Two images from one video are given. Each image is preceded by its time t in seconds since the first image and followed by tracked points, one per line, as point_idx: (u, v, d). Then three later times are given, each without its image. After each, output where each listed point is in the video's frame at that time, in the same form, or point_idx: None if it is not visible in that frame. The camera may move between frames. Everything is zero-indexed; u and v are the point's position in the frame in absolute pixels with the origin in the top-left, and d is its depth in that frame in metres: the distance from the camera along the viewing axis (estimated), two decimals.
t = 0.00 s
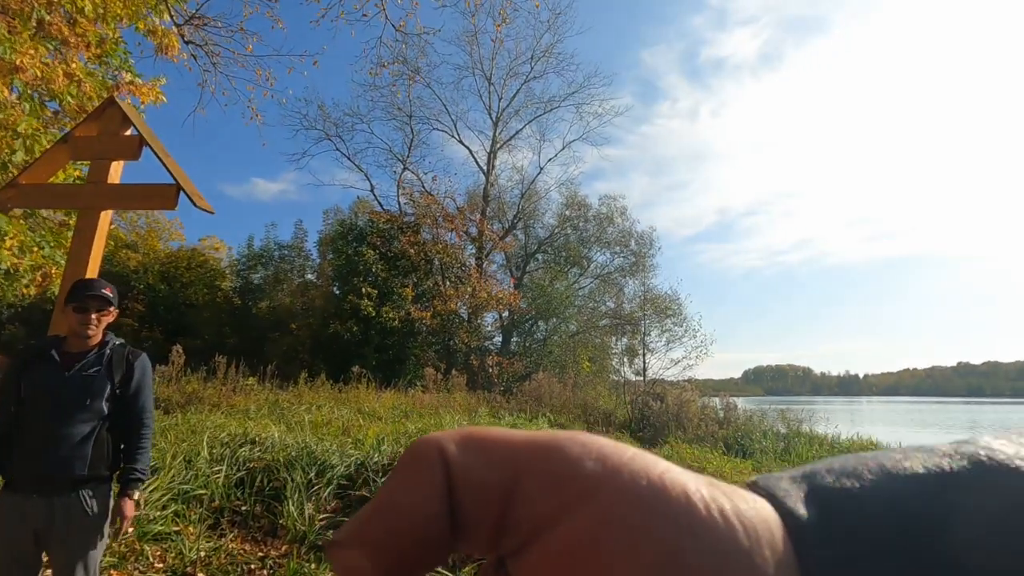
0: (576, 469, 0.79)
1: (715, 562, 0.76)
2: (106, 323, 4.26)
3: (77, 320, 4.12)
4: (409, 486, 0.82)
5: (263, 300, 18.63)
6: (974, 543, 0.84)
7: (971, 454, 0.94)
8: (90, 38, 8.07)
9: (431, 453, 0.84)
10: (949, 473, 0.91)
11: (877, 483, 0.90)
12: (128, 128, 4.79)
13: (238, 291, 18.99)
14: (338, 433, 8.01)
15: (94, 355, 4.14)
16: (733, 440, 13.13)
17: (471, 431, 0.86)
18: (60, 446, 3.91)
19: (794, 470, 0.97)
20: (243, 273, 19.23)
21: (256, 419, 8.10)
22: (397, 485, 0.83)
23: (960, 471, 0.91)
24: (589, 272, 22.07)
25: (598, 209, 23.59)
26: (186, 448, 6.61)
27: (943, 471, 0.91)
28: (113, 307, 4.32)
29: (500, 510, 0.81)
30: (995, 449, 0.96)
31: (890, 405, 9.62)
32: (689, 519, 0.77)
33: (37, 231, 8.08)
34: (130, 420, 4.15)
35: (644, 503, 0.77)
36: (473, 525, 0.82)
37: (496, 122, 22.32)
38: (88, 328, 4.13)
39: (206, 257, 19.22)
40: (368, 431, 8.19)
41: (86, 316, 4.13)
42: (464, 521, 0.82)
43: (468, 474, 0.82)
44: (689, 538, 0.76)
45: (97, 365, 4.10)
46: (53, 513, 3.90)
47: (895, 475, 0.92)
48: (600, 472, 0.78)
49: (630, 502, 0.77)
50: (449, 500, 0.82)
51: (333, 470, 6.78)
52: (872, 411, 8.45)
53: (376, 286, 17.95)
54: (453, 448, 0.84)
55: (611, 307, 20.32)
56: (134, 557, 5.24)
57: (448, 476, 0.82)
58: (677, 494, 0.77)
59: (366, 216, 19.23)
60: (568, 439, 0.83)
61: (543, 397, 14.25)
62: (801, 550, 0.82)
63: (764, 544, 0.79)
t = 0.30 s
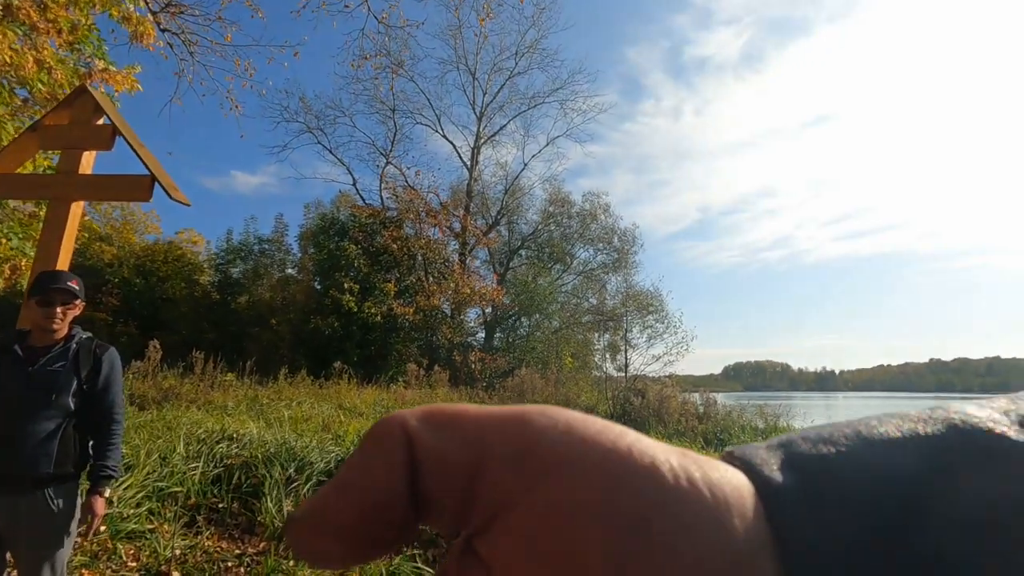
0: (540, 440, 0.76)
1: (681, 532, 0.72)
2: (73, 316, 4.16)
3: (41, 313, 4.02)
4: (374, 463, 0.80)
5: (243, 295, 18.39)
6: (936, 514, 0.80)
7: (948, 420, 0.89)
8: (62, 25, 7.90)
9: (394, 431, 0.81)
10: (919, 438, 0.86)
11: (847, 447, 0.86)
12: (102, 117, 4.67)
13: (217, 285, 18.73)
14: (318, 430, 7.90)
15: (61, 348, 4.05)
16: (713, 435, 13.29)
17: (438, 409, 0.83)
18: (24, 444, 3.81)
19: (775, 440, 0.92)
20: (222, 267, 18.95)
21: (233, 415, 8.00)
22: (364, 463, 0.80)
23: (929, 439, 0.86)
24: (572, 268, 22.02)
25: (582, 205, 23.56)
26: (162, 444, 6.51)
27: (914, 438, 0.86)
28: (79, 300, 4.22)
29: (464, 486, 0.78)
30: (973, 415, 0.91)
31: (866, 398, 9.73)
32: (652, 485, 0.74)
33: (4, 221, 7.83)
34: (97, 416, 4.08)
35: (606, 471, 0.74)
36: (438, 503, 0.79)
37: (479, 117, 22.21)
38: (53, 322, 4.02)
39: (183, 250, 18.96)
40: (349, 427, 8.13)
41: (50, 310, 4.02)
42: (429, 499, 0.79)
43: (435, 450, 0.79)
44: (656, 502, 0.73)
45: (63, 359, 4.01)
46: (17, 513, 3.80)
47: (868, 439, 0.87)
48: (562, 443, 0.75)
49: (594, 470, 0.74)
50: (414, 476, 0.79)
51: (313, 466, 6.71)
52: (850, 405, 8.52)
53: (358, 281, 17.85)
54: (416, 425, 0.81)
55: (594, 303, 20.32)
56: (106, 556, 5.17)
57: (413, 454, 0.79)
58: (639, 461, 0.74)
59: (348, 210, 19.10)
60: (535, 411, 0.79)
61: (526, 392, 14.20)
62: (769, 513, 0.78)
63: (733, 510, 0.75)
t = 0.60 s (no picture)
0: (524, 435, 0.74)
1: (648, 527, 0.72)
2: (43, 310, 4.09)
3: (10, 308, 3.93)
4: (368, 451, 0.75)
5: (223, 289, 18.12)
6: (878, 521, 0.73)
7: (893, 427, 0.84)
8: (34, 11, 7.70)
9: (387, 423, 0.76)
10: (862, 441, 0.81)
11: (792, 449, 0.80)
12: (74, 107, 4.57)
13: (197, 279, 18.46)
14: (300, 425, 7.83)
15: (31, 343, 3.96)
16: (694, 430, 13.40)
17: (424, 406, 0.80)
18: None
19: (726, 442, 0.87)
20: (201, 261, 18.66)
21: (213, 411, 7.88)
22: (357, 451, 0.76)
23: (875, 440, 0.80)
24: (556, 264, 22.03)
25: (566, 201, 23.57)
26: (139, 441, 6.41)
27: (859, 440, 0.81)
28: (48, 295, 4.16)
29: (452, 476, 0.74)
30: (919, 422, 0.85)
31: (842, 391, 9.87)
32: (625, 481, 0.73)
33: None
34: (68, 412, 4.00)
35: (583, 468, 0.73)
36: (426, 491, 0.75)
37: (464, 111, 22.12)
38: (20, 316, 3.93)
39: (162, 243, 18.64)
40: (330, 423, 8.07)
41: (18, 303, 3.94)
42: (417, 488, 0.75)
43: (426, 441, 0.75)
44: (626, 496, 0.73)
45: (33, 355, 3.91)
46: None
47: (814, 442, 0.81)
48: (545, 438, 0.73)
49: (571, 466, 0.73)
50: (407, 464, 0.75)
51: (294, 463, 6.65)
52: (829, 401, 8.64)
53: (341, 275, 17.73)
54: (410, 418, 0.77)
55: (578, 299, 20.36)
56: (81, 554, 5.05)
57: (405, 444, 0.75)
58: (611, 459, 0.74)
59: (331, 204, 18.95)
60: (517, 409, 0.77)
61: (510, 387, 14.19)
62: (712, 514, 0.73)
63: (691, 503, 0.73)
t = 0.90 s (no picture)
0: (534, 470, 0.75)
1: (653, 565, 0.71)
2: (10, 304, 3.93)
3: None
4: (385, 476, 0.78)
5: (201, 282, 17.80)
6: (864, 562, 0.71)
7: (891, 464, 0.80)
8: None
9: (406, 449, 0.79)
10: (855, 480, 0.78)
11: (780, 489, 0.77)
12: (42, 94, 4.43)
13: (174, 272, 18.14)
14: (279, 421, 7.72)
15: None
16: (674, 424, 13.48)
17: (442, 433, 0.81)
18: None
19: (725, 478, 0.86)
20: (178, 253, 18.32)
21: (188, 407, 7.75)
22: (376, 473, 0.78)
23: (868, 479, 0.78)
24: (539, 259, 21.99)
25: (549, 196, 23.54)
26: (113, 437, 6.29)
27: (853, 478, 0.78)
28: (17, 287, 4.01)
29: (464, 505, 0.76)
30: (921, 458, 0.82)
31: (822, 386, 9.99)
32: (631, 520, 0.73)
33: None
34: (37, 410, 3.89)
35: (589, 505, 0.73)
36: (438, 519, 0.77)
37: (448, 104, 21.98)
38: None
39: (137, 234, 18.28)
40: (309, 418, 7.98)
41: None
42: (432, 514, 0.77)
43: (439, 470, 0.77)
44: (632, 534, 0.73)
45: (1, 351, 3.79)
46: None
47: (808, 479, 0.78)
48: (552, 472, 0.74)
49: (578, 503, 0.73)
50: (421, 493, 0.77)
51: (273, 458, 6.55)
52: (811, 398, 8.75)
53: (321, 269, 17.56)
54: (426, 446, 0.79)
55: (561, 293, 20.35)
56: (53, 554, 4.94)
57: (422, 472, 0.77)
58: (618, 497, 0.74)
59: (312, 196, 18.76)
60: (531, 443, 0.78)
61: (492, 381, 14.15)
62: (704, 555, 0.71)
63: (695, 540, 0.72)
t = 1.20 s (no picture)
0: (516, 461, 0.70)
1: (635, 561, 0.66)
2: None
3: None
4: (369, 463, 0.74)
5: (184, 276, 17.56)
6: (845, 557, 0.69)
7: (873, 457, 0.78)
8: None
9: (389, 438, 0.75)
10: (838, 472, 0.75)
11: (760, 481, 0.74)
12: (18, 81, 4.32)
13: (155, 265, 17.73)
14: (263, 416, 7.62)
15: None
16: (659, 419, 13.51)
17: (428, 422, 0.78)
18: None
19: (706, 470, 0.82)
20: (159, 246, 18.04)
21: (169, 402, 7.64)
22: (356, 461, 0.75)
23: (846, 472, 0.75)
24: (526, 254, 21.93)
25: (537, 191, 23.50)
26: (93, 434, 6.19)
27: (832, 471, 0.75)
28: None
29: (445, 495, 0.72)
30: (900, 451, 0.81)
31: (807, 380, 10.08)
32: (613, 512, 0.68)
33: None
34: (13, 407, 3.81)
35: (574, 497, 0.68)
36: (419, 509, 0.73)
37: (435, 98, 21.86)
38: None
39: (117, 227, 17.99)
40: (293, 413, 7.91)
41: None
42: (414, 503, 0.73)
43: (420, 458, 0.73)
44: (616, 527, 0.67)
45: None
46: None
47: (792, 472, 0.75)
48: (536, 461, 0.69)
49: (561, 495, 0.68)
50: (402, 482, 0.73)
51: (258, 453, 6.49)
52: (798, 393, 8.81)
53: (307, 263, 17.40)
54: (410, 436, 0.75)
55: (548, 288, 20.30)
56: (30, 553, 4.77)
57: (403, 459, 0.74)
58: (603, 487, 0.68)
59: (297, 189, 18.60)
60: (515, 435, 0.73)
61: (478, 376, 14.10)
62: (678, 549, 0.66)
63: (677, 532, 0.68)
